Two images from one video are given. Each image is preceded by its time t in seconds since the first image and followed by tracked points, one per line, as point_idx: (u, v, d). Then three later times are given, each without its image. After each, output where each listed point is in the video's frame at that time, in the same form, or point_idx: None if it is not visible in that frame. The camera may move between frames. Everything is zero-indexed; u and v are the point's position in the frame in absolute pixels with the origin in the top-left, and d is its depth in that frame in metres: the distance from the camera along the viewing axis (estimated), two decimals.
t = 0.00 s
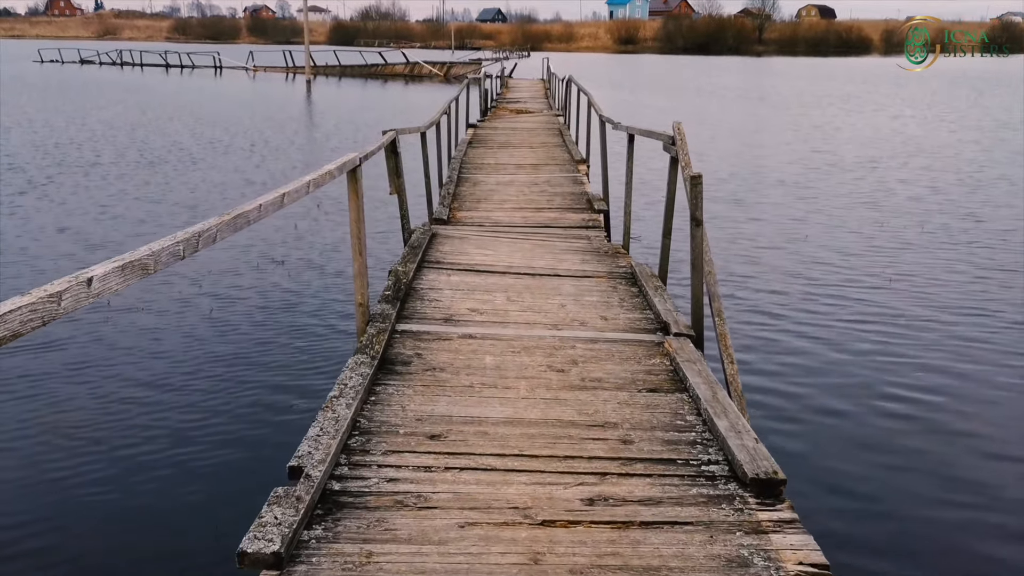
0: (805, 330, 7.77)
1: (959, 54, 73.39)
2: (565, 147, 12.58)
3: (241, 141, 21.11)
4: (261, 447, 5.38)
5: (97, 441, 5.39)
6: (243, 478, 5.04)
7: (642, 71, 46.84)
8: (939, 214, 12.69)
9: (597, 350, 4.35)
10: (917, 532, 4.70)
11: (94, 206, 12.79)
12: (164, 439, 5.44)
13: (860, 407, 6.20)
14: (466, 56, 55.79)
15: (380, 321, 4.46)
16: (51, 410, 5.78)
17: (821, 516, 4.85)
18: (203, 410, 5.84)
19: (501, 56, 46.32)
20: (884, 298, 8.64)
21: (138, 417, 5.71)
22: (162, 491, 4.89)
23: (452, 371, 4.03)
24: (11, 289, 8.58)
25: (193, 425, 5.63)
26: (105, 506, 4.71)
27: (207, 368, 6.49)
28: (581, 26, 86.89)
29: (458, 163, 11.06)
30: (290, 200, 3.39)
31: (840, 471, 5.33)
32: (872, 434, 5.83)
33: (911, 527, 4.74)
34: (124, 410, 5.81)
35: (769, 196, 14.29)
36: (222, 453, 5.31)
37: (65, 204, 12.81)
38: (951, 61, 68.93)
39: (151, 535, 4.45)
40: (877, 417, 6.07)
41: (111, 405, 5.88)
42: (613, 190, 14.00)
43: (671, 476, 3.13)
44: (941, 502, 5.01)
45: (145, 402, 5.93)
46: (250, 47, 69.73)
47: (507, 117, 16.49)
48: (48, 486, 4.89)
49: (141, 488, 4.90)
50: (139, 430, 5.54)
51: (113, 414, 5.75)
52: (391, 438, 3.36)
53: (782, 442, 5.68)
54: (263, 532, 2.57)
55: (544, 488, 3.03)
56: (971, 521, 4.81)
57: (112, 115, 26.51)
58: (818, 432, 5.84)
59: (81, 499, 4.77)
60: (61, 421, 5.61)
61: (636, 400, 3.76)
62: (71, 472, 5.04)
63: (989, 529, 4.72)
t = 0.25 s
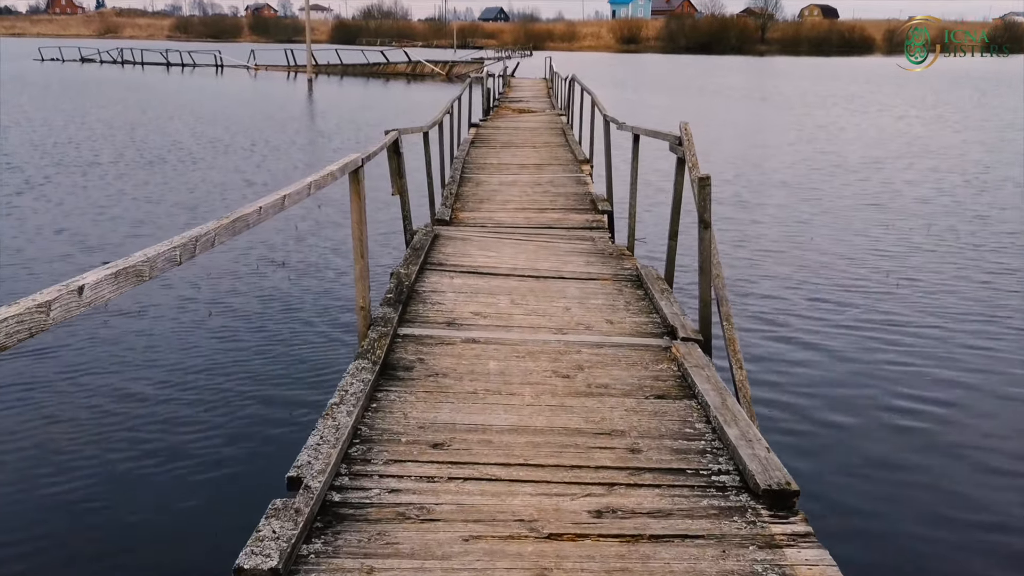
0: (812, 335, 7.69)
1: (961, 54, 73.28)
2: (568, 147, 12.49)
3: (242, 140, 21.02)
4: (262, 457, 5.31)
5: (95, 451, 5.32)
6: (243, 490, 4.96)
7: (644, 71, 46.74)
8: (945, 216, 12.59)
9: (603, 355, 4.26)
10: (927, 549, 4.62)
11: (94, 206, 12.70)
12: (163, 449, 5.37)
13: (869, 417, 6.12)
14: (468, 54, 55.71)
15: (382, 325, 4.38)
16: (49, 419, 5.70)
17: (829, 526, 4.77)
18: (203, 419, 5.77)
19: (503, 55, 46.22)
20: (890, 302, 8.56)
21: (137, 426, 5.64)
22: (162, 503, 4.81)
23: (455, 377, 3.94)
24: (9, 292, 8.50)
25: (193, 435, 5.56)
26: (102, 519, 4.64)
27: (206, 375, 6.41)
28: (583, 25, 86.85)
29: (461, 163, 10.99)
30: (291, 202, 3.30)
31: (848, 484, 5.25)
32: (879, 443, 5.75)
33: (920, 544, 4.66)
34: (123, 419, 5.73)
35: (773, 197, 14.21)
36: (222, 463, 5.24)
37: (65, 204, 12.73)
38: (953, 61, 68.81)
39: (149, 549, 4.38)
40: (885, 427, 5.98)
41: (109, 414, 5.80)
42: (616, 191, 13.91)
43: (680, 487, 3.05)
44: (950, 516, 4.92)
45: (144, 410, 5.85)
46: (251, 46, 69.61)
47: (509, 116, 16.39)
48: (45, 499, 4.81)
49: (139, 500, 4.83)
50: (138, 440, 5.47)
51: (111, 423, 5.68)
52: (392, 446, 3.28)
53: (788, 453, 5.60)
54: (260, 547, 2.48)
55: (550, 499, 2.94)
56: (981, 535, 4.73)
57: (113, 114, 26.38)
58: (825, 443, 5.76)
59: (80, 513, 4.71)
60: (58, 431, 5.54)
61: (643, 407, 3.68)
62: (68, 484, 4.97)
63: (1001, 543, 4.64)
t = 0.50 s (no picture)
0: (820, 339, 7.57)
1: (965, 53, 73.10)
2: (571, 147, 12.37)
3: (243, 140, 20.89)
4: (259, 467, 5.19)
5: (90, 460, 5.21)
6: (240, 501, 4.85)
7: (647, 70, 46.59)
8: (953, 218, 12.44)
9: (610, 362, 4.13)
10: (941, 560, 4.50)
11: (92, 206, 12.57)
12: (158, 458, 5.25)
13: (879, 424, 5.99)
14: (471, 53, 55.59)
15: (382, 331, 4.26)
16: (43, 426, 5.59)
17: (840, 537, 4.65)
18: (200, 426, 5.65)
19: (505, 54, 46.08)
20: (898, 306, 8.44)
21: (132, 435, 5.53)
22: (156, 513, 4.70)
23: (457, 386, 3.82)
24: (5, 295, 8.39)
25: (189, 442, 5.45)
26: (95, 531, 4.53)
27: (203, 381, 6.30)
28: (585, 24, 86.69)
29: (463, 163, 10.87)
30: (288, 203, 3.17)
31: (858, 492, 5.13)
32: (890, 451, 5.62)
33: (933, 555, 4.54)
34: (118, 427, 5.62)
35: (778, 197, 14.08)
36: (218, 473, 5.12)
37: (64, 205, 12.63)
38: (956, 60, 68.62)
39: (141, 561, 4.27)
40: (896, 433, 5.86)
41: (103, 421, 5.69)
42: (619, 192, 13.79)
43: (691, 503, 2.92)
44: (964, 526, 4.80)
45: (139, 418, 5.74)
46: (253, 44, 69.49)
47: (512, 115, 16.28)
48: (37, 511, 4.70)
49: (133, 511, 4.72)
50: (132, 449, 5.35)
51: (106, 431, 5.57)
52: (391, 459, 3.16)
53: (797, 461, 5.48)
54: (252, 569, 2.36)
55: (556, 516, 2.82)
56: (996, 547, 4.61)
57: (114, 113, 26.26)
58: (833, 451, 5.64)
59: (72, 525, 4.60)
60: (52, 439, 5.43)
61: (652, 418, 3.55)
62: (61, 495, 4.86)
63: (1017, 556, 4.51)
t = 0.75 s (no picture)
0: (826, 345, 7.46)
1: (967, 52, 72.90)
2: (573, 146, 12.25)
3: (243, 139, 20.76)
4: (255, 478, 5.09)
5: (83, 469, 5.10)
6: (235, 512, 4.74)
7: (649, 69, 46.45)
8: (959, 219, 12.31)
9: (615, 370, 4.02)
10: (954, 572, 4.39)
11: (90, 205, 12.45)
12: (152, 467, 5.15)
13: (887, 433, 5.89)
14: (473, 52, 55.44)
15: (381, 337, 4.14)
16: (34, 433, 5.48)
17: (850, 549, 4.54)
18: (197, 434, 5.55)
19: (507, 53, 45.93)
20: (906, 310, 8.32)
21: (126, 443, 5.42)
22: (150, 525, 4.59)
23: (457, 394, 3.70)
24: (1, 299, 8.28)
25: (185, 451, 5.34)
26: (88, 543, 4.43)
27: (200, 388, 6.19)
28: (587, 23, 86.52)
29: (464, 162, 10.75)
30: (277, 209, 3.07)
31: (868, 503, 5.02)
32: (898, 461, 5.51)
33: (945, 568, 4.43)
34: (112, 435, 5.51)
35: (782, 198, 13.96)
36: (213, 484, 5.01)
37: (61, 205, 12.51)
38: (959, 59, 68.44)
39: None
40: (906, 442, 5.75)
41: (98, 428, 5.59)
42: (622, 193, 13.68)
43: (702, 520, 2.80)
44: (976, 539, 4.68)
45: (134, 426, 5.63)
46: (255, 43, 69.40)
47: (514, 114, 16.17)
48: (27, 521, 4.59)
49: (124, 523, 4.61)
50: (126, 458, 5.24)
51: (100, 439, 5.46)
52: (390, 472, 3.04)
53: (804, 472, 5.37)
54: None
55: (561, 533, 2.70)
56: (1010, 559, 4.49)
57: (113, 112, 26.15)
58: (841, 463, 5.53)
59: (62, 538, 4.48)
60: (44, 447, 5.32)
61: (659, 428, 3.43)
62: (52, 504, 4.75)
63: None
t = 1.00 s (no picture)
0: (834, 350, 7.33)
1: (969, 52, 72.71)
2: (575, 146, 12.13)
3: (243, 139, 20.64)
4: (251, 488, 4.97)
5: (75, 480, 4.99)
6: (229, 524, 4.63)
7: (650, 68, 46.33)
8: (965, 220, 12.19)
9: (621, 378, 3.90)
10: None
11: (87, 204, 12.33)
12: (146, 477, 5.04)
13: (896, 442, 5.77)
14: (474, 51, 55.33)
15: (380, 344, 4.02)
16: (26, 443, 5.37)
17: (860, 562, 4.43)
18: (192, 442, 5.44)
19: (508, 53, 45.84)
20: (914, 314, 8.20)
21: (120, 452, 5.31)
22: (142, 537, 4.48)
23: (458, 405, 3.58)
24: None
25: (180, 461, 5.22)
26: (78, 556, 4.32)
27: (196, 396, 6.08)
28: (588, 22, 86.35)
29: (465, 162, 10.64)
30: (268, 213, 2.96)
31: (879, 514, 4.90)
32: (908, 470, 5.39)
33: None
34: (106, 444, 5.40)
35: (785, 199, 13.83)
36: (209, 493, 4.90)
37: (58, 204, 12.38)
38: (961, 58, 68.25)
39: None
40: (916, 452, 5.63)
41: (92, 437, 5.48)
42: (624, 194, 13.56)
43: (713, 539, 2.68)
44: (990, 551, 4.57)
45: (128, 435, 5.52)
46: (255, 43, 69.29)
47: (516, 114, 16.05)
48: (16, 534, 4.48)
49: (115, 535, 4.49)
50: (118, 468, 5.13)
51: (94, 448, 5.35)
52: (388, 487, 2.93)
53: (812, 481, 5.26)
54: None
55: (566, 554, 2.58)
56: None
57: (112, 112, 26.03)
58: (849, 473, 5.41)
59: (52, 551, 4.38)
60: (36, 457, 5.21)
61: (668, 440, 3.31)
62: (42, 515, 4.64)
63: None
